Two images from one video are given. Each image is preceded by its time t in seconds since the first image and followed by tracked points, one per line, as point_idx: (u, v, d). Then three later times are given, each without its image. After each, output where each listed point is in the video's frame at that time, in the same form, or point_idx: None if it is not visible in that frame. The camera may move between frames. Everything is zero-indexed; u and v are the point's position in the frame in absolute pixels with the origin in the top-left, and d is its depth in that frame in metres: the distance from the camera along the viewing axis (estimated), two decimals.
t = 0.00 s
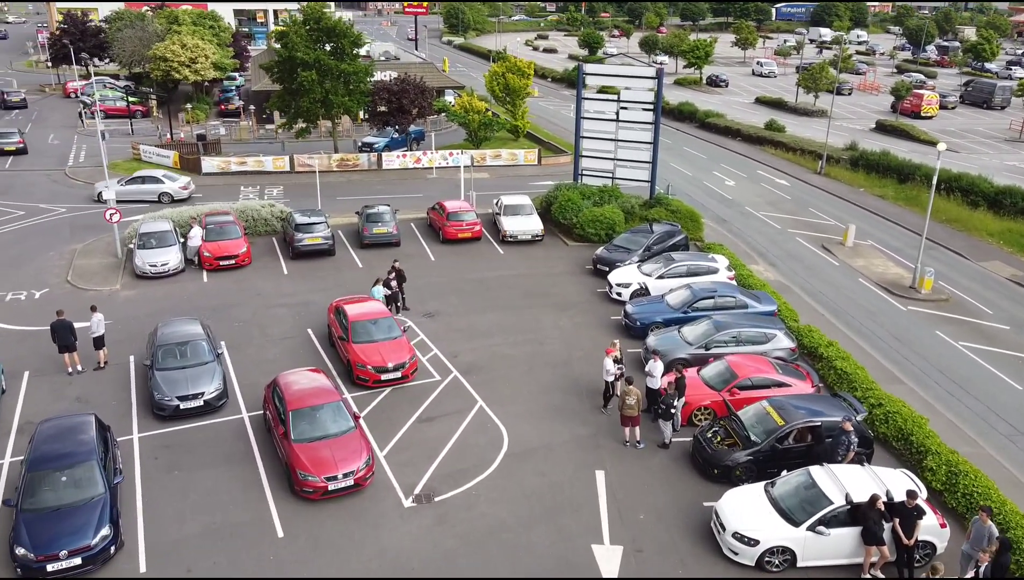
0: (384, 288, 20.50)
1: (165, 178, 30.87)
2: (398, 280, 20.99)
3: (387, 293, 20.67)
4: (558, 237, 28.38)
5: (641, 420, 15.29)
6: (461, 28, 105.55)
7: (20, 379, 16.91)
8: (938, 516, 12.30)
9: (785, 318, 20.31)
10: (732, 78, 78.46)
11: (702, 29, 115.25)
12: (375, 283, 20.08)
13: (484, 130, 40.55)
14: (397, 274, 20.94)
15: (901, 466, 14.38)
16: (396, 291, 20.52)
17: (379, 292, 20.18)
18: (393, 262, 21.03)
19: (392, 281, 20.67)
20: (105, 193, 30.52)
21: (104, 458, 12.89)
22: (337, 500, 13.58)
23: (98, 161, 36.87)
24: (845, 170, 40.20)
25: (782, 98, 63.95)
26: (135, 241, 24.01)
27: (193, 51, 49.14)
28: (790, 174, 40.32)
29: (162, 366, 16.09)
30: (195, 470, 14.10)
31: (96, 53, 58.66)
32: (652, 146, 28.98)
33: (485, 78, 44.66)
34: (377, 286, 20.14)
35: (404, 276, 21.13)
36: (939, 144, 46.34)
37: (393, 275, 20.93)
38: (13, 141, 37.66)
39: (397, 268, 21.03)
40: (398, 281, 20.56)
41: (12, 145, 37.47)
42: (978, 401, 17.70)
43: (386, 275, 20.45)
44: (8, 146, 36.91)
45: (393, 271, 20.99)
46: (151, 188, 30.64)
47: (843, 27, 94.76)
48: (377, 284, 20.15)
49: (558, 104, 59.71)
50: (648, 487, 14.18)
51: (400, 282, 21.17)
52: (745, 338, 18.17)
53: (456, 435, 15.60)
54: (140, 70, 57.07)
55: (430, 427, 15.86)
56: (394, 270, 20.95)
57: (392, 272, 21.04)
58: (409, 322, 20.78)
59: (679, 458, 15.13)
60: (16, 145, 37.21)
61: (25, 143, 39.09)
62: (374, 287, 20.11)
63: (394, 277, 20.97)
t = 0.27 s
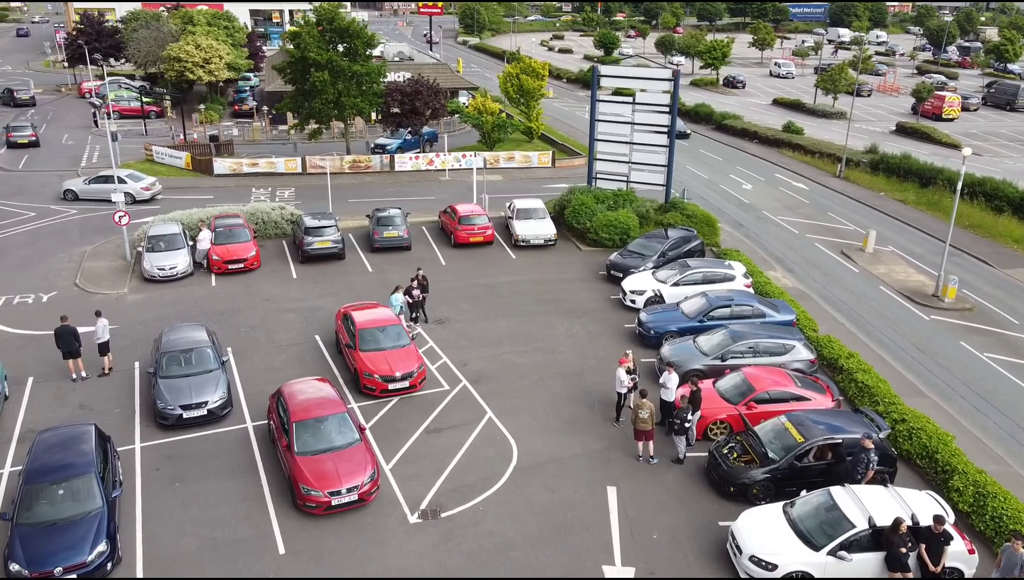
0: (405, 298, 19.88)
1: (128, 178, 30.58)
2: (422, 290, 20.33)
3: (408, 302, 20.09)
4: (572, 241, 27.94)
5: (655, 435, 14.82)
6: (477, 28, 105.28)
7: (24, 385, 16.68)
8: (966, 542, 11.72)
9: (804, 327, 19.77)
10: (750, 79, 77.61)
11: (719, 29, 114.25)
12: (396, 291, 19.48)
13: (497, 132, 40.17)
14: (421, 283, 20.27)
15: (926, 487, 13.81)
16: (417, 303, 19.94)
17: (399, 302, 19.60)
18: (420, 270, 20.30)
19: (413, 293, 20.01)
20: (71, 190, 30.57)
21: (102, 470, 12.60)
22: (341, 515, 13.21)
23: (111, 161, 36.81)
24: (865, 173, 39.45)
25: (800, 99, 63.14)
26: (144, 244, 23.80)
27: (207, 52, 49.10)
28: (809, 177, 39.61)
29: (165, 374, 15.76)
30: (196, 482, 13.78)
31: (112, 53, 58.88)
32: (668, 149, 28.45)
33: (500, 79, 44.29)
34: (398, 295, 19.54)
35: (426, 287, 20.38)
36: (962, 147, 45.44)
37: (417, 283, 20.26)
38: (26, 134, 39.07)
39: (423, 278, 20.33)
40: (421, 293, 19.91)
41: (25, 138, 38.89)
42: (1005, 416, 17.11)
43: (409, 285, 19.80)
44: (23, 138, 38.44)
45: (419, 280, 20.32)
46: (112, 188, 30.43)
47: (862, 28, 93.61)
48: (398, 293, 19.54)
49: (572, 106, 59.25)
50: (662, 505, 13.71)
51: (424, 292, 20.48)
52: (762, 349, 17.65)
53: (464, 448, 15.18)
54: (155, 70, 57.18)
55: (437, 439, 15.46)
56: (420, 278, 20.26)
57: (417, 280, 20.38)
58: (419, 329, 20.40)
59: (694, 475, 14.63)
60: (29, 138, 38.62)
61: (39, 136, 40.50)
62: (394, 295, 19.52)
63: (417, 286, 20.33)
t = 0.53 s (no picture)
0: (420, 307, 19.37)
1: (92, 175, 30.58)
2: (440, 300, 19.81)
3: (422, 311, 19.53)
4: (581, 245, 27.53)
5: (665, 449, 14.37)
6: (488, 28, 104.99)
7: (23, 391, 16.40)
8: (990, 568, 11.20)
9: (819, 336, 19.31)
10: (763, 79, 76.87)
11: (732, 30, 113.43)
12: (409, 299, 19.00)
13: (507, 133, 39.82)
14: (439, 293, 19.75)
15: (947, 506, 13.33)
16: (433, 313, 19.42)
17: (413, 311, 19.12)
18: (439, 280, 19.81)
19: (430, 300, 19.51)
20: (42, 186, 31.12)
21: (97, 483, 12.30)
22: (342, 531, 12.86)
23: (119, 162, 36.70)
24: (881, 176, 38.80)
25: (814, 100, 62.41)
26: (149, 247, 23.53)
27: (217, 52, 49.01)
28: (823, 180, 39.00)
29: (165, 381, 15.44)
30: (194, 494, 13.45)
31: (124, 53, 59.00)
32: (680, 151, 27.99)
33: (510, 80, 43.94)
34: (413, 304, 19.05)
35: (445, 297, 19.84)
36: (979, 150, 44.73)
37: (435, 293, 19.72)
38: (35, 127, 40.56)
39: (442, 288, 19.81)
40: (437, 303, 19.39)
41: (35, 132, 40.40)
42: None
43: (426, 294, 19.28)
44: (31, 133, 40.18)
45: (437, 289, 19.81)
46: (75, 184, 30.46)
47: (877, 28, 92.64)
48: (413, 301, 19.06)
49: (583, 106, 58.80)
50: (672, 522, 13.27)
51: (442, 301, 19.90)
52: (775, 359, 17.17)
53: (469, 461, 14.80)
54: (165, 70, 57.21)
55: (442, 450, 15.09)
56: (438, 288, 19.75)
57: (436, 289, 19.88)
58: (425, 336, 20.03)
59: (706, 490, 14.18)
60: (38, 132, 40.16)
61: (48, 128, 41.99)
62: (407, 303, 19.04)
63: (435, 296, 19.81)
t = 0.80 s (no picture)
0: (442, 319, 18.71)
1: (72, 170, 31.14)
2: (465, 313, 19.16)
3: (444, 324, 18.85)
4: (598, 251, 27.08)
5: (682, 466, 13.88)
6: (507, 29, 104.68)
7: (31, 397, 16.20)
8: None
9: (843, 348, 18.74)
10: (784, 81, 75.88)
11: (752, 30, 112.32)
12: (430, 310, 18.43)
13: (524, 136, 39.43)
14: (465, 306, 19.10)
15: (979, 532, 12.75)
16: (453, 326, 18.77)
17: (433, 322, 18.51)
18: (467, 293, 19.18)
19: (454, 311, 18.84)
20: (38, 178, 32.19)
21: (99, 495, 12.07)
22: (348, 548, 12.49)
23: (136, 163, 36.72)
24: (905, 181, 37.95)
25: (836, 102, 61.47)
26: (161, 250, 23.38)
27: (235, 53, 49.03)
28: (846, 185, 38.21)
29: (172, 390, 15.17)
30: (199, 506, 13.15)
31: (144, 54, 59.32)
32: (700, 156, 27.44)
33: (527, 82, 43.54)
34: (433, 315, 18.43)
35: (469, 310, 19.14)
36: (1007, 154, 43.72)
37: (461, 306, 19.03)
38: (57, 122, 42.41)
39: (468, 301, 19.14)
40: (459, 315, 18.74)
41: (56, 127, 42.17)
42: None
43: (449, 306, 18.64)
44: (53, 126, 42.13)
45: (463, 302, 19.16)
46: (57, 178, 31.18)
47: (902, 29, 91.25)
48: (433, 313, 18.45)
49: (602, 108, 58.24)
50: (690, 543, 12.79)
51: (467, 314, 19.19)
52: (798, 372, 16.61)
53: (480, 475, 14.39)
54: (184, 72, 57.41)
55: (453, 464, 14.70)
56: (463, 301, 19.10)
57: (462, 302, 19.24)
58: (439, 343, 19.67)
59: (725, 509, 13.68)
60: (59, 127, 41.87)
61: (71, 123, 43.86)
62: (427, 313, 18.46)
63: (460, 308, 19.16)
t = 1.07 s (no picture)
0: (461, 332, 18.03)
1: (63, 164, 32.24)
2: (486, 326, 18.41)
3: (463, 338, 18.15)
4: (614, 256, 26.60)
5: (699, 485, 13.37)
6: (524, 29, 104.32)
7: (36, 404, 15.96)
8: None
9: (867, 360, 18.14)
10: (804, 82, 74.86)
11: (772, 31, 111.13)
12: (448, 322, 17.83)
13: (539, 137, 39.00)
14: (486, 319, 18.34)
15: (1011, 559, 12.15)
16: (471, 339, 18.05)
17: (449, 335, 17.86)
18: (489, 305, 18.46)
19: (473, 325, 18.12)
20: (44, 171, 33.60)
21: (98, 508, 11.80)
22: (352, 566, 12.11)
23: (150, 164, 36.68)
24: (930, 185, 37.10)
25: (858, 104, 60.53)
26: (172, 253, 23.15)
27: (250, 53, 48.97)
28: (868, 189, 37.41)
29: (177, 399, 14.86)
30: (201, 520, 12.81)
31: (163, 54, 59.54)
32: (719, 159, 26.85)
33: (543, 83, 43.09)
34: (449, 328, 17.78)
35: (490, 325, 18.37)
36: None
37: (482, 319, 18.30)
38: (80, 117, 44.24)
39: (490, 314, 18.37)
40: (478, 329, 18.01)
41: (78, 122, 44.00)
42: None
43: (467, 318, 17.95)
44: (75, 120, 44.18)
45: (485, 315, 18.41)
46: (49, 170, 32.44)
47: (924, 29, 89.87)
48: (450, 325, 17.78)
49: (619, 110, 57.67)
50: (708, 566, 12.27)
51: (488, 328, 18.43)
52: (820, 386, 16.05)
53: (490, 491, 13.96)
54: (201, 72, 57.51)
55: (463, 478, 14.28)
56: (484, 313, 18.39)
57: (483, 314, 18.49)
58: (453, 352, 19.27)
59: (744, 530, 13.16)
60: (78, 122, 43.68)
61: (92, 118, 45.40)
62: (444, 326, 17.83)
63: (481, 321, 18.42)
